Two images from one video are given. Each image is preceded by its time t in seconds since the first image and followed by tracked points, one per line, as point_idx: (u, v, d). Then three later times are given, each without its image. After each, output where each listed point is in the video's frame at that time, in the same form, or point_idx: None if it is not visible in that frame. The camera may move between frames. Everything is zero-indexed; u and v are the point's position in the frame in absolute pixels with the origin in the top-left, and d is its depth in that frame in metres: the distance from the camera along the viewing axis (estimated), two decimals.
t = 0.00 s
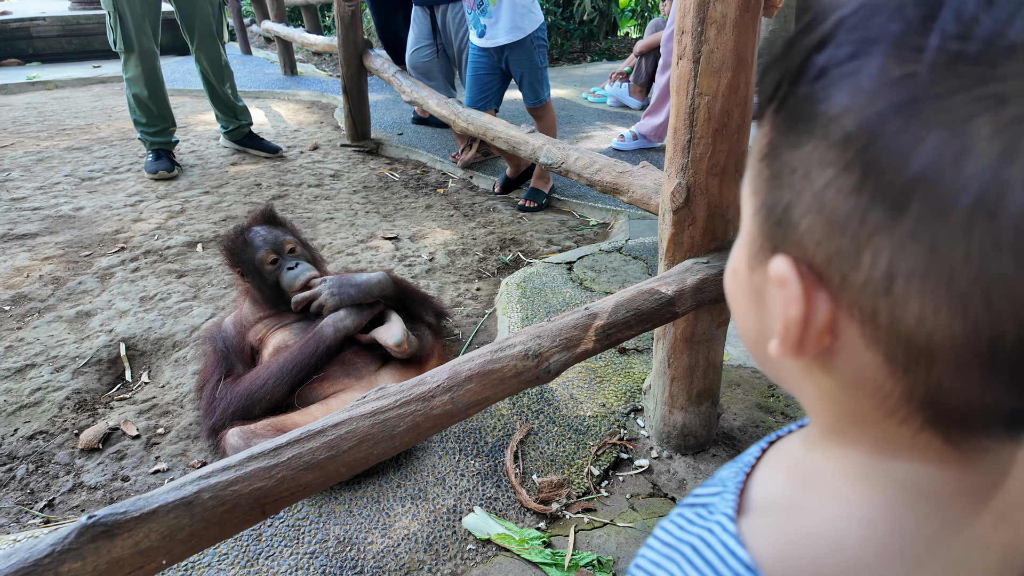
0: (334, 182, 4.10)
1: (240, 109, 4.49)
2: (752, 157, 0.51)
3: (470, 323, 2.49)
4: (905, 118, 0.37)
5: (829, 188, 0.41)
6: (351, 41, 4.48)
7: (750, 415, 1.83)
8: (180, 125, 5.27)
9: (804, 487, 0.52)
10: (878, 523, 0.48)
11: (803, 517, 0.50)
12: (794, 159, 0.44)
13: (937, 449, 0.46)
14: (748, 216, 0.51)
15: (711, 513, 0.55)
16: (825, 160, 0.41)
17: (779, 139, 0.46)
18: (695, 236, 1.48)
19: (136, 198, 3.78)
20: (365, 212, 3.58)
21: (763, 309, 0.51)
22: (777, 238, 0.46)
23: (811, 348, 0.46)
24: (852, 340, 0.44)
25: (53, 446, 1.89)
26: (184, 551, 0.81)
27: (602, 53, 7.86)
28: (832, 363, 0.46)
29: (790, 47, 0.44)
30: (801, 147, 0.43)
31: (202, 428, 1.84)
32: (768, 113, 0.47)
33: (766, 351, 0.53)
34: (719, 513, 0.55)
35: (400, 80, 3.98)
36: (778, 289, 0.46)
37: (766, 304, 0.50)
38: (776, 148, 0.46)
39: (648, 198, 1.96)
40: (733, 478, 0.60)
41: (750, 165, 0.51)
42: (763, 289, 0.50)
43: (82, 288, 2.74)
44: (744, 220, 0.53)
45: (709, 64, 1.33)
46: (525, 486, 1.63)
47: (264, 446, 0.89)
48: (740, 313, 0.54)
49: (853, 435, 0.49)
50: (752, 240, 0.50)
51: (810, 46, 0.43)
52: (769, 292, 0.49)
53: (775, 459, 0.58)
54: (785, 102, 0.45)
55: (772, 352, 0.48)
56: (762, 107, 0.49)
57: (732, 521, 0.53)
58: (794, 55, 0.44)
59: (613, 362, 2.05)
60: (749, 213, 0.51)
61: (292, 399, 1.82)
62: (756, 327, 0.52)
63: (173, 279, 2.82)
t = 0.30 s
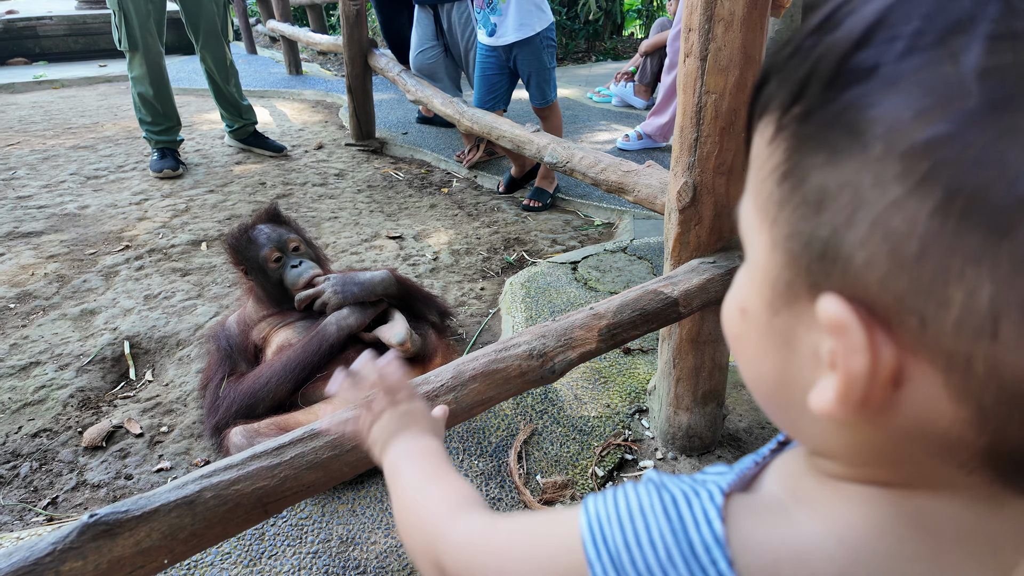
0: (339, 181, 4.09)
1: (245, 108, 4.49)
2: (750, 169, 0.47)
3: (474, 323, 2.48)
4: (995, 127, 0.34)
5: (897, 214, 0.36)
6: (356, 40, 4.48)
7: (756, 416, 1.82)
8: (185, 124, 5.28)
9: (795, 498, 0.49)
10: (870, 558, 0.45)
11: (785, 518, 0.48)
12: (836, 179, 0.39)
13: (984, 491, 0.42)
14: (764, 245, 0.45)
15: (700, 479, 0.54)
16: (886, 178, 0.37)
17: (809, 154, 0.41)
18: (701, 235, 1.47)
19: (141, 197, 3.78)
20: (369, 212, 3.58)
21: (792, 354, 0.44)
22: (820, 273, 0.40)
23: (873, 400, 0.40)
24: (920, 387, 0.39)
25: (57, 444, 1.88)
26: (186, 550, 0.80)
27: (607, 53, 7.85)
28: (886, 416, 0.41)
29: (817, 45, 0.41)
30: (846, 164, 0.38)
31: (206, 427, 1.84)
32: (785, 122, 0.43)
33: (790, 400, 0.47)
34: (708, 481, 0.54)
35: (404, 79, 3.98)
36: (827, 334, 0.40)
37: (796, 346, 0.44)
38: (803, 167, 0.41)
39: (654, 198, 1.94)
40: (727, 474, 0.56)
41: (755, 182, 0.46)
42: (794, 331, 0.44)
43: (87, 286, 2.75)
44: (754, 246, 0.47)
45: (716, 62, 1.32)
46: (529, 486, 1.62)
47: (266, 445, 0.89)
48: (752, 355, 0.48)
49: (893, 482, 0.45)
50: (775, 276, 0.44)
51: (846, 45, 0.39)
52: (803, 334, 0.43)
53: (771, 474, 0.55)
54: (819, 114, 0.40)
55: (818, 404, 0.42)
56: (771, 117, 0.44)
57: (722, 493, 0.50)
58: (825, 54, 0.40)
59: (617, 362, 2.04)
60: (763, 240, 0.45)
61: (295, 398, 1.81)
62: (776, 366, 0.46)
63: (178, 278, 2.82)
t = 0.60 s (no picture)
0: (344, 181, 4.10)
1: (251, 109, 4.50)
2: (767, 173, 0.47)
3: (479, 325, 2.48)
4: None
5: (920, 241, 0.35)
6: (362, 41, 4.49)
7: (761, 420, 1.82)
8: (191, 125, 5.30)
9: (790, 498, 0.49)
10: None
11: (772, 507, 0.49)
12: (857, 194, 0.37)
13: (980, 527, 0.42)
14: (774, 256, 0.44)
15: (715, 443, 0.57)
16: (912, 201, 0.35)
17: (828, 163, 0.40)
18: (708, 237, 1.46)
19: (147, 197, 3.79)
20: (374, 212, 3.58)
21: (795, 374, 0.44)
22: (831, 297, 0.39)
23: (876, 433, 0.39)
24: (927, 425, 0.38)
25: (63, 443, 1.89)
26: (191, 552, 0.80)
27: (613, 54, 7.84)
28: (888, 450, 0.40)
29: (850, 39, 0.40)
30: (868, 179, 0.37)
31: (211, 427, 1.84)
32: (808, 124, 0.42)
33: (790, 421, 0.46)
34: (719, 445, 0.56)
35: (410, 80, 3.99)
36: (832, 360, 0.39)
37: (799, 367, 0.43)
38: (823, 179, 0.40)
39: (660, 200, 1.94)
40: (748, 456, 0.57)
41: (770, 189, 0.45)
42: (799, 351, 0.43)
43: (93, 286, 2.76)
44: (765, 257, 0.46)
45: (724, 64, 1.32)
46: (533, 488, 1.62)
47: (272, 447, 0.89)
48: (751, 372, 0.47)
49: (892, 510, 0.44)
50: (783, 290, 0.43)
51: (883, 44, 0.38)
52: (807, 355, 0.42)
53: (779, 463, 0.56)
54: (846, 120, 0.39)
55: (816, 428, 0.41)
56: (796, 113, 0.43)
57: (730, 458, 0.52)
58: (859, 51, 0.39)
59: (622, 364, 2.03)
60: (774, 251, 0.44)
61: (301, 398, 1.82)
62: (776, 384, 0.45)
63: (184, 278, 2.83)
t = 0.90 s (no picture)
0: (349, 181, 4.10)
1: (256, 108, 4.52)
2: (786, 165, 0.46)
3: (483, 325, 2.47)
4: None
5: (936, 225, 0.34)
6: (367, 41, 4.49)
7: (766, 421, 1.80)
8: (196, 124, 5.31)
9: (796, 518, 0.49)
10: None
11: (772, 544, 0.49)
12: (873, 180, 0.37)
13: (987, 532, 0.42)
14: (788, 247, 0.44)
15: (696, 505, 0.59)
16: (930, 184, 0.34)
17: (845, 151, 0.39)
18: (713, 237, 1.45)
19: (152, 196, 3.80)
20: (378, 212, 3.58)
21: (802, 368, 0.43)
22: (843, 284, 0.39)
23: (883, 423, 0.39)
24: (935, 417, 0.37)
25: (67, 441, 1.89)
26: (193, 552, 0.80)
27: (618, 53, 7.83)
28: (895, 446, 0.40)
29: (871, 33, 0.38)
30: (886, 164, 0.36)
31: (214, 426, 1.84)
32: (828, 115, 0.41)
33: (797, 418, 0.46)
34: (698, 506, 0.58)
35: (415, 80, 3.99)
36: (841, 348, 0.39)
37: (807, 360, 0.43)
38: (841, 168, 0.39)
39: (665, 200, 1.93)
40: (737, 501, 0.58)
41: (788, 180, 0.45)
42: (806, 342, 0.42)
43: (98, 285, 2.76)
44: (778, 251, 0.45)
45: (730, 63, 1.31)
46: (536, 490, 1.61)
47: (275, 447, 0.89)
48: (760, 367, 0.47)
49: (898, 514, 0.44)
50: (795, 281, 0.43)
51: (905, 32, 0.36)
52: (815, 347, 0.42)
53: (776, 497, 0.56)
54: (864, 107, 0.38)
55: (824, 419, 0.41)
56: (814, 109, 0.42)
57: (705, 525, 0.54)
58: (877, 45, 0.38)
59: (627, 365, 2.02)
60: (788, 242, 0.44)
61: (304, 398, 1.81)
62: (785, 381, 0.45)
63: (188, 277, 2.83)
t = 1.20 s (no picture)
0: (354, 181, 4.11)
1: (262, 108, 4.54)
2: (806, 188, 0.47)
3: (488, 325, 2.48)
4: None
5: (991, 239, 0.34)
6: (373, 41, 4.50)
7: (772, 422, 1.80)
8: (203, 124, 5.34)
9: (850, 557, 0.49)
10: None
11: None
12: (918, 198, 0.37)
13: None
14: (821, 271, 0.44)
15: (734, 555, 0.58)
16: (981, 201, 0.35)
17: (881, 172, 0.39)
18: (721, 238, 1.45)
19: (159, 196, 3.82)
20: (384, 212, 3.59)
21: (844, 397, 0.43)
22: (891, 304, 0.39)
23: (945, 451, 0.38)
24: (998, 440, 0.37)
25: (75, 439, 1.91)
26: (204, 549, 0.81)
27: (623, 54, 7.83)
28: (951, 472, 0.39)
29: (898, 53, 0.40)
30: (930, 181, 0.37)
31: (221, 425, 1.85)
32: (857, 134, 0.41)
33: (840, 447, 0.46)
34: (737, 557, 0.57)
35: (420, 81, 4.01)
36: (895, 373, 0.39)
37: (849, 388, 0.43)
38: (876, 189, 0.39)
39: (671, 201, 1.93)
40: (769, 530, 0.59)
41: (813, 204, 0.45)
42: (848, 370, 0.42)
43: (106, 283, 2.78)
44: (807, 275, 0.46)
45: (738, 65, 1.31)
46: (542, 490, 1.62)
47: (284, 445, 0.89)
48: (798, 397, 0.47)
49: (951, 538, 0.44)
50: (832, 306, 0.43)
51: (949, 42, 0.37)
52: (859, 374, 0.42)
53: (806, 530, 0.57)
54: (901, 125, 0.39)
55: (881, 450, 0.40)
56: (840, 129, 0.43)
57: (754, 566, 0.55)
58: (908, 65, 0.39)
59: (632, 366, 2.02)
60: (820, 266, 0.44)
61: (311, 397, 1.82)
62: (825, 409, 0.45)
63: (195, 276, 2.85)
